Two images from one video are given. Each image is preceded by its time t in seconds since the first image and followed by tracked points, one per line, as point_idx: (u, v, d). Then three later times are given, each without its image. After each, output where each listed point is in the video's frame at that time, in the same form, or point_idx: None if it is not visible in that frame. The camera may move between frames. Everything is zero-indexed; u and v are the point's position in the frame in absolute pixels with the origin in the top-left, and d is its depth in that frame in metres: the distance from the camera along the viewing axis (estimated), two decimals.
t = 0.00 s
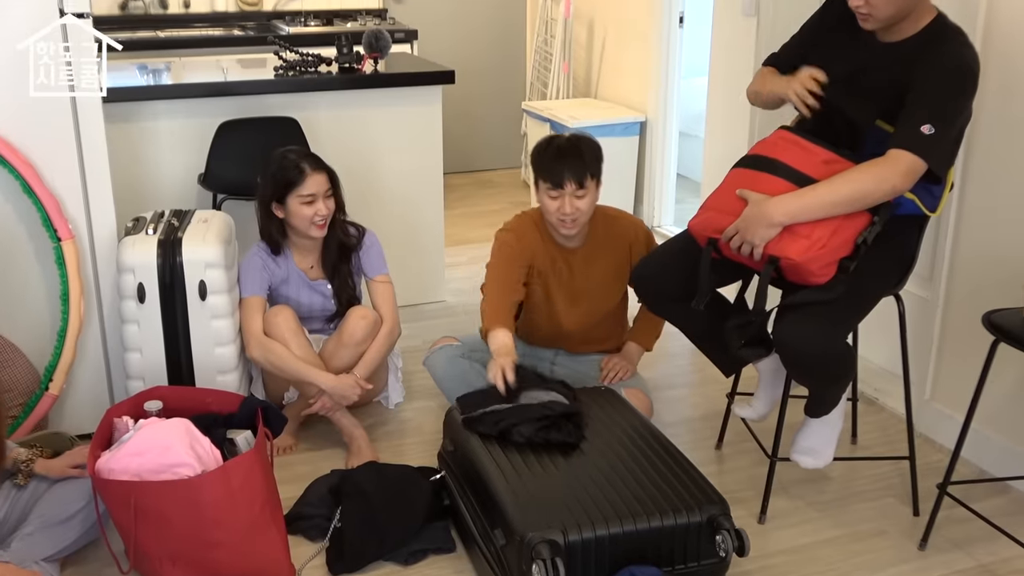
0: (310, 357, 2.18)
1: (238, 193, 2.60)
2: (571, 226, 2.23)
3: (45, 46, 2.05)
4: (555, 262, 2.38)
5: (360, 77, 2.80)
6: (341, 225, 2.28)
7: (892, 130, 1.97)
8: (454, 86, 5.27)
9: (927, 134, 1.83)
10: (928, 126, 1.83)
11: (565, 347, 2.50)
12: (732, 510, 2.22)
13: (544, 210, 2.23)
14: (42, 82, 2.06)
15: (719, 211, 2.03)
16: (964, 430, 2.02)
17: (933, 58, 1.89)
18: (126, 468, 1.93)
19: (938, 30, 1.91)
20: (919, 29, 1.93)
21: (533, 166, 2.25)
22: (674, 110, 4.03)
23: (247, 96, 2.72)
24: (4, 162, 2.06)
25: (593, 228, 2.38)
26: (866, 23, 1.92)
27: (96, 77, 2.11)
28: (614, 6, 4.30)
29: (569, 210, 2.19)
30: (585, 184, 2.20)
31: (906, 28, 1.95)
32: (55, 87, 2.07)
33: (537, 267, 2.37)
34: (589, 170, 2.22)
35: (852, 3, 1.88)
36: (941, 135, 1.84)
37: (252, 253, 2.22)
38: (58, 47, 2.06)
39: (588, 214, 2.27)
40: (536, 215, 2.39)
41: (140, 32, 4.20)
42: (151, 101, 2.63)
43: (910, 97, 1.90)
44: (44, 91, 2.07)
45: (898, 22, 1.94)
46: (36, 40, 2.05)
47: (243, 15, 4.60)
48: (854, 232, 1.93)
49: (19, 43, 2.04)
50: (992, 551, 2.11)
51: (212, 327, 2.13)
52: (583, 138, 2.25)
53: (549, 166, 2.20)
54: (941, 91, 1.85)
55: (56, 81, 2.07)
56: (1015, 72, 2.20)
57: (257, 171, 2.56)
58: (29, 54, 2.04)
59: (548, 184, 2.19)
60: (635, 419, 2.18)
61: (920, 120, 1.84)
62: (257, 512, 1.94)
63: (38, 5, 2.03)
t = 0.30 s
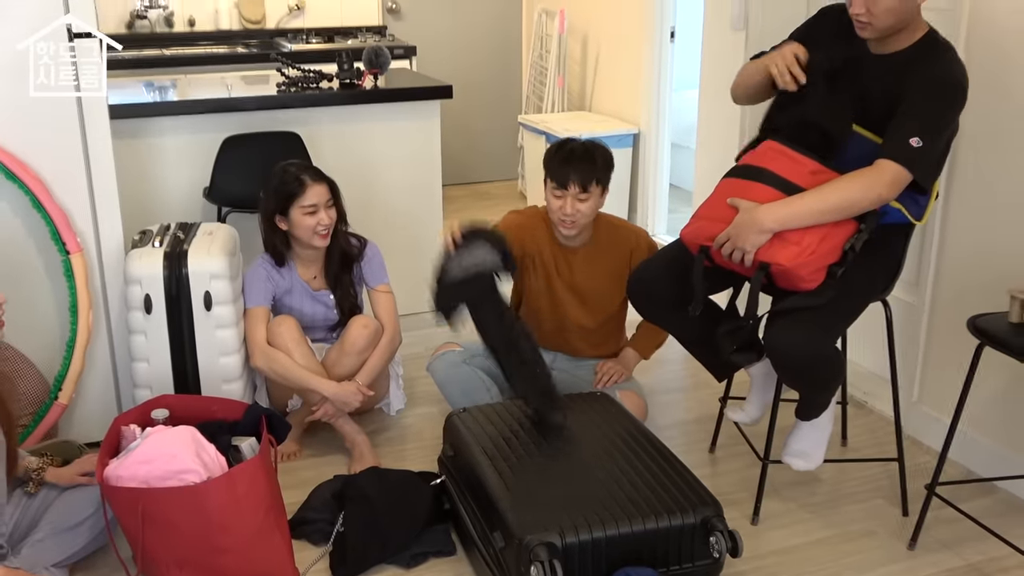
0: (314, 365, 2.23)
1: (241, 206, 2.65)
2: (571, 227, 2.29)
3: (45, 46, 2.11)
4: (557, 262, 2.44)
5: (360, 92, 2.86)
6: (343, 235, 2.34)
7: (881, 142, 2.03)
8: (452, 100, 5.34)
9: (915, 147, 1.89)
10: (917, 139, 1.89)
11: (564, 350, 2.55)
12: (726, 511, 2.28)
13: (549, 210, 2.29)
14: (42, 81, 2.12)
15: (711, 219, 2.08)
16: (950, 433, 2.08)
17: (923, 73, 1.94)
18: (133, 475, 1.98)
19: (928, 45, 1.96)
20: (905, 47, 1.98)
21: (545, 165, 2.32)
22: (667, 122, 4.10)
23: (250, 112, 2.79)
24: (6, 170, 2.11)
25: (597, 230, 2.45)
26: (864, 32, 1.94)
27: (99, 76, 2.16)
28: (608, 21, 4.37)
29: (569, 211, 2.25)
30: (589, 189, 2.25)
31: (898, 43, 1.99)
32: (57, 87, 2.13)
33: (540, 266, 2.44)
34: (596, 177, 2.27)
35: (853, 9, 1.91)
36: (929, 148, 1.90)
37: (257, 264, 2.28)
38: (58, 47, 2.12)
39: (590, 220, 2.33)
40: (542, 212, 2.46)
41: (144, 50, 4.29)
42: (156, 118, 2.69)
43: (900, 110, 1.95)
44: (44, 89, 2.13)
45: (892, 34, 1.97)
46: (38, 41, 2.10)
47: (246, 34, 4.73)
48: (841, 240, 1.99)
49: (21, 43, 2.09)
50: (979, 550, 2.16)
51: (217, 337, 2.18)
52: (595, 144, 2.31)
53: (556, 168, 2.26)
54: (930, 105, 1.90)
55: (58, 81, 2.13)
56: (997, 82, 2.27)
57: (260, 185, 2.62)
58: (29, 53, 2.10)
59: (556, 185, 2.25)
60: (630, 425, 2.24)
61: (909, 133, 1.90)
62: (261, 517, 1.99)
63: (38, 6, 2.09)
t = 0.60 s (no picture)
0: (320, 369, 2.33)
1: (248, 217, 2.75)
2: (549, 236, 2.38)
3: (45, 47, 2.17)
4: (543, 272, 2.54)
5: (362, 107, 2.93)
6: (346, 243, 2.42)
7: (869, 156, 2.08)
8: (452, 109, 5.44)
9: (904, 164, 1.94)
10: (906, 157, 1.94)
11: (559, 355, 2.63)
12: (714, 509, 2.38)
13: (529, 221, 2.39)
14: (43, 81, 2.18)
15: (704, 222, 2.16)
16: (928, 435, 2.18)
17: (913, 91, 1.99)
18: (146, 476, 2.07)
19: (913, 64, 2.02)
20: (888, 67, 2.05)
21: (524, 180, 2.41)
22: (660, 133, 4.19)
23: (257, 127, 2.88)
24: (8, 173, 2.18)
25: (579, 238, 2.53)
26: (850, 38, 2.01)
27: (99, 76, 2.23)
28: (602, 35, 4.44)
29: (545, 223, 2.34)
30: (564, 202, 2.33)
31: (880, 62, 2.06)
32: (58, 87, 2.19)
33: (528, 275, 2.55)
34: (572, 188, 2.35)
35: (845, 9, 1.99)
36: (917, 165, 1.95)
37: (265, 269, 2.39)
38: (58, 47, 2.18)
39: (569, 230, 2.41)
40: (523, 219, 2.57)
41: (154, 65, 4.41)
42: (166, 132, 2.78)
43: (889, 127, 2.01)
44: (45, 90, 2.19)
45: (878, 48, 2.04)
46: (39, 41, 2.16)
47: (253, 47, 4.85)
48: (827, 249, 2.06)
49: (22, 43, 2.15)
50: (956, 545, 2.26)
51: (226, 342, 2.27)
52: (571, 157, 2.38)
53: (532, 182, 2.35)
54: (918, 124, 1.96)
55: (59, 80, 2.19)
56: (975, 96, 2.36)
57: (264, 197, 2.69)
58: (30, 53, 2.16)
59: (533, 201, 2.34)
60: (622, 427, 2.33)
61: (898, 151, 1.95)
62: (268, 516, 2.10)
63: (37, 6, 2.14)
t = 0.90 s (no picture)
0: (323, 372, 2.41)
1: (254, 226, 2.83)
2: (536, 242, 2.46)
3: (44, 46, 2.24)
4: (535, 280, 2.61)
5: (366, 120, 3.05)
6: (347, 251, 2.52)
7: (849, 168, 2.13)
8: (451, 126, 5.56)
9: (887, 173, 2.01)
10: (888, 166, 2.01)
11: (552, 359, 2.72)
12: (707, 508, 2.45)
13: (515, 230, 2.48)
14: (42, 80, 2.25)
15: (695, 231, 2.22)
16: (913, 434, 2.25)
17: (893, 102, 2.05)
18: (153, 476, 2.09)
19: (892, 76, 2.09)
20: (865, 79, 2.12)
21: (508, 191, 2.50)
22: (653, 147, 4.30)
23: (263, 139, 2.97)
24: (18, 180, 2.27)
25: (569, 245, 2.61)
26: (828, 53, 2.04)
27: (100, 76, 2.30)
28: (596, 52, 4.57)
29: (529, 229, 2.43)
30: (546, 206, 2.43)
31: (857, 75, 2.12)
32: (59, 86, 2.26)
33: (517, 286, 2.62)
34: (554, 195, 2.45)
35: (821, 27, 2.01)
36: (897, 173, 2.02)
37: (269, 277, 2.47)
38: (58, 47, 2.25)
39: (554, 235, 2.49)
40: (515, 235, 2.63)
41: (164, 81, 4.52)
42: (177, 144, 2.89)
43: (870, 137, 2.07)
44: (44, 89, 2.26)
45: (857, 61, 2.10)
46: (42, 40, 2.24)
47: (260, 65, 4.98)
48: (814, 256, 2.11)
49: (25, 43, 2.23)
50: (941, 541, 2.33)
51: (233, 347, 2.34)
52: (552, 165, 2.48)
53: (515, 191, 2.44)
54: (899, 134, 2.02)
55: (58, 79, 2.26)
56: (954, 108, 2.46)
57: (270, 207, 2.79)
58: (29, 53, 2.23)
59: (517, 207, 2.43)
60: (619, 431, 2.39)
61: (880, 160, 2.02)
62: (273, 515, 2.08)
63: (37, 7, 2.22)
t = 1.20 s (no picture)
0: (319, 379, 2.41)
1: (251, 233, 2.83)
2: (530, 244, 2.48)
3: (44, 46, 2.24)
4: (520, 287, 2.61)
5: (363, 126, 3.05)
6: (342, 255, 2.52)
7: (845, 173, 2.14)
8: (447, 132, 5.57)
9: (882, 177, 2.02)
10: (884, 170, 2.02)
11: (547, 365, 2.72)
12: (704, 513, 2.45)
13: (506, 233, 2.49)
14: (42, 81, 2.25)
15: (691, 238, 2.23)
16: (909, 439, 2.26)
17: (887, 106, 2.06)
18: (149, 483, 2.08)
19: (883, 80, 2.10)
20: (856, 84, 2.12)
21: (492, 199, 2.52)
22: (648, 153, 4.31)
23: (259, 146, 2.98)
24: (16, 187, 2.26)
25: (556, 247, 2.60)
26: (815, 62, 2.04)
27: (100, 76, 2.30)
28: (592, 60, 4.59)
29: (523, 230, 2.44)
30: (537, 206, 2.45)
31: (846, 80, 2.13)
32: (58, 87, 2.26)
33: (501, 293, 2.63)
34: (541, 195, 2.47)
35: (804, 38, 2.02)
36: (893, 178, 2.03)
37: (264, 284, 2.46)
38: (58, 47, 2.25)
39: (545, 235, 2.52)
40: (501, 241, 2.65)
41: (161, 88, 4.52)
42: (174, 151, 2.89)
43: (867, 140, 2.07)
44: (44, 89, 2.26)
45: (845, 67, 2.11)
46: (42, 40, 2.24)
47: (257, 72, 4.98)
48: (810, 260, 2.12)
49: (25, 44, 2.23)
50: (938, 546, 2.34)
51: (229, 353, 2.34)
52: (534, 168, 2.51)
53: (501, 196, 2.45)
54: (897, 138, 2.03)
55: (58, 80, 2.26)
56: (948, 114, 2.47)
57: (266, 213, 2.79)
58: (30, 53, 2.23)
59: (506, 210, 2.44)
60: (615, 437, 2.39)
61: (876, 165, 2.02)
62: (270, 522, 2.08)
63: (38, 8, 2.22)
